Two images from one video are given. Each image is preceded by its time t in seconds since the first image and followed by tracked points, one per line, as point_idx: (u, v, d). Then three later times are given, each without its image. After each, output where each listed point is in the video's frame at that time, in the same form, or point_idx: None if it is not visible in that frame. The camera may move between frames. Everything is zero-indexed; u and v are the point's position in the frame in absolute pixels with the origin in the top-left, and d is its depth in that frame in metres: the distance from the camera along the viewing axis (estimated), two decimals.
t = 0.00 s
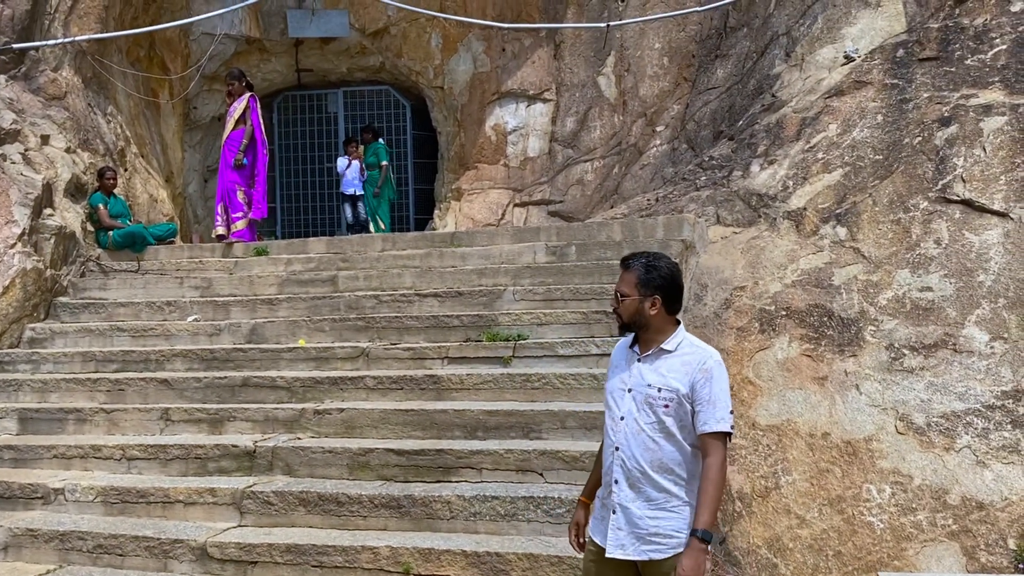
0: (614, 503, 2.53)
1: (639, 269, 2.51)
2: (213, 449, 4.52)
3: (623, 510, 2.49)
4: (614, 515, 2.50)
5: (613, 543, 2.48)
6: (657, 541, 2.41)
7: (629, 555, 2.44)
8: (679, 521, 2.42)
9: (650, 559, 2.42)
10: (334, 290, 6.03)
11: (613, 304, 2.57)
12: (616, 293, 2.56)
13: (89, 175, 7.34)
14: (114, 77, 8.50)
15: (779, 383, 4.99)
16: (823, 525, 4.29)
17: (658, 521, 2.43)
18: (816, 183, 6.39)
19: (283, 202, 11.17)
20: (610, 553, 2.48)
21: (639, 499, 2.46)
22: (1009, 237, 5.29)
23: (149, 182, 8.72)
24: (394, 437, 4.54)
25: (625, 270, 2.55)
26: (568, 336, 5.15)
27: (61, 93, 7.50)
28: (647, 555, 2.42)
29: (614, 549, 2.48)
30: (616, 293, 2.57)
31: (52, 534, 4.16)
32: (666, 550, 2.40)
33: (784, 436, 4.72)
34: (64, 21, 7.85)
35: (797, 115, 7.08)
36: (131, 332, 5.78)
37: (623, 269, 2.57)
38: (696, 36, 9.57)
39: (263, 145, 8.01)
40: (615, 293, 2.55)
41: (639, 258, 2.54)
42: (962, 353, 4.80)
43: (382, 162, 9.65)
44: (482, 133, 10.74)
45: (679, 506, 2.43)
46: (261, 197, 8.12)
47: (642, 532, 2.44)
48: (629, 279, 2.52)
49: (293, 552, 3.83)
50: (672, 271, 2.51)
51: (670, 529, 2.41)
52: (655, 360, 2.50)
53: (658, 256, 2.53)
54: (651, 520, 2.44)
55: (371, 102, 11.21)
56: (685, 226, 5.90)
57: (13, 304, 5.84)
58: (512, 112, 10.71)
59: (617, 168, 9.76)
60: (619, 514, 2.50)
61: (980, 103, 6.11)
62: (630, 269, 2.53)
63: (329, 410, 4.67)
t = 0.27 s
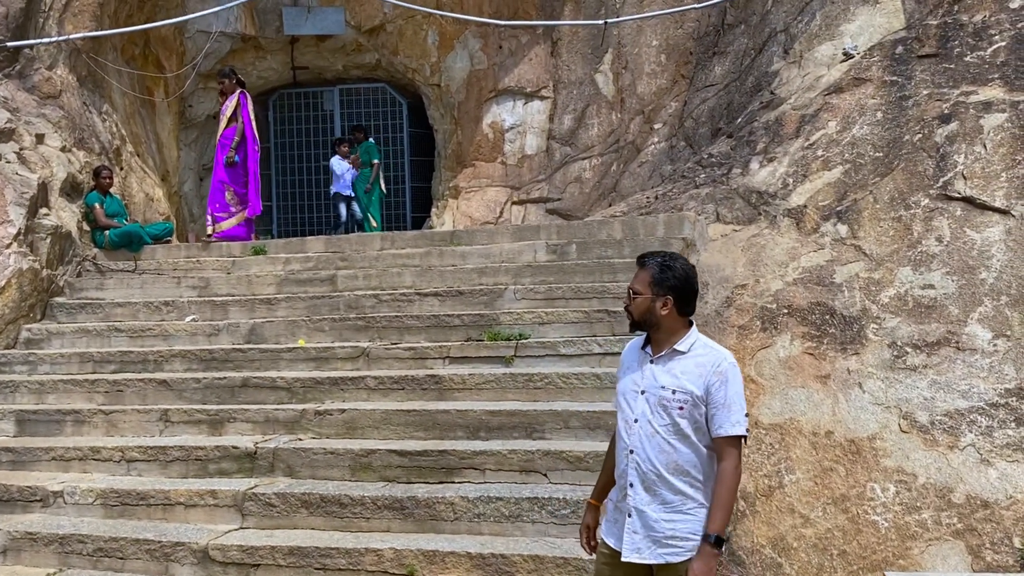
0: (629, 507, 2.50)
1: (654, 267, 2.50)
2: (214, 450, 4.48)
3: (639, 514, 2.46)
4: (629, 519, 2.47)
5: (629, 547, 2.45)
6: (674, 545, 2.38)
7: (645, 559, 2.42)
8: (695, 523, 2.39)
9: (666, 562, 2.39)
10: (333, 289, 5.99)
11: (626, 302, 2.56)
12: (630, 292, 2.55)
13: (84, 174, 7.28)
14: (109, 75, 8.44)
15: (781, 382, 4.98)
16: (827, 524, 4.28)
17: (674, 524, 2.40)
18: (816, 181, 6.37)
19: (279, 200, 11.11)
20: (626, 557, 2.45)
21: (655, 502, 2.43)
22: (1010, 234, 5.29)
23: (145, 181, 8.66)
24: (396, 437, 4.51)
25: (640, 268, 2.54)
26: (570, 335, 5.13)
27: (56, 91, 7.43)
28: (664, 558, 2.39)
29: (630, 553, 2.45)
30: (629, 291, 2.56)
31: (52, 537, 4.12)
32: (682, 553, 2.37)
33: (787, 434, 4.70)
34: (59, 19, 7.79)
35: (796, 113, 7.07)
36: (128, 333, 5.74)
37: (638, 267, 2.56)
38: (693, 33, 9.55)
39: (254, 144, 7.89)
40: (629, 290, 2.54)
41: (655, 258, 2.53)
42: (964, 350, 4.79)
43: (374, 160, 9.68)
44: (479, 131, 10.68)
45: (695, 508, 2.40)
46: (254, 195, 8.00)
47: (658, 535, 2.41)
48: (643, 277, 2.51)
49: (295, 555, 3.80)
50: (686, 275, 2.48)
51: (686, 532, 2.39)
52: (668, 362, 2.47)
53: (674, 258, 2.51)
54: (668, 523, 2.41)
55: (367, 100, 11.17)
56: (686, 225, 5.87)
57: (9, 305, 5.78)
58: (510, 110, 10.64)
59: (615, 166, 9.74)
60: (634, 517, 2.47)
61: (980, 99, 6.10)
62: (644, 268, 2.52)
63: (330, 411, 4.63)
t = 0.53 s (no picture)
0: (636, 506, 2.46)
1: (660, 263, 2.45)
2: (212, 449, 4.42)
3: (647, 514, 2.41)
4: (637, 518, 2.43)
5: (636, 547, 2.41)
6: (682, 545, 2.33)
7: (653, 560, 2.37)
8: (705, 524, 2.34)
9: (674, 563, 2.34)
10: (330, 285, 5.92)
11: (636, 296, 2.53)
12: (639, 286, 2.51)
13: (78, 169, 7.19)
14: (102, 70, 8.33)
15: (783, 377, 4.94)
16: (832, 520, 4.25)
17: (683, 524, 2.35)
18: (817, 174, 6.33)
19: (274, 195, 11.02)
20: (634, 557, 2.41)
21: (663, 502, 2.39)
22: (1013, 227, 5.26)
23: (138, 176, 8.57)
24: (396, 435, 4.46)
25: (649, 262, 2.50)
26: (570, 331, 5.08)
27: (48, 86, 7.32)
28: (672, 559, 2.35)
29: (638, 553, 2.41)
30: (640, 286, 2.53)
31: (48, 538, 4.05)
32: (690, 555, 2.32)
33: (790, 430, 4.66)
34: (50, 12, 7.67)
35: (796, 106, 7.01)
36: (124, 330, 5.66)
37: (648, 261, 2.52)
38: (691, 26, 9.49)
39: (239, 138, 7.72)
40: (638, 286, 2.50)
41: (664, 253, 2.47)
42: (968, 345, 4.76)
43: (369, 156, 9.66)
44: (476, 125, 10.55)
45: (705, 509, 2.36)
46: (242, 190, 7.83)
47: (666, 536, 2.37)
48: (650, 273, 2.47)
49: (296, 555, 3.75)
50: (694, 271, 2.42)
51: (695, 533, 2.34)
52: (677, 361, 2.42)
53: (683, 252, 2.45)
54: (676, 524, 2.36)
55: (362, 94, 11.06)
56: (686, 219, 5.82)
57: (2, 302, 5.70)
58: (506, 104, 10.51)
59: (613, 160, 9.68)
60: (642, 517, 2.42)
61: (981, 92, 6.07)
62: (652, 263, 2.47)
63: (328, 409, 4.57)
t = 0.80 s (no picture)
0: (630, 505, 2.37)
1: (656, 253, 2.35)
2: (199, 447, 4.32)
3: (638, 513, 2.32)
4: (629, 518, 2.34)
5: (627, 548, 2.32)
6: (674, 547, 2.23)
7: (644, 561, 2.27)
8: (697, 526, 2.24)
9: (666, 565, 2.24)
10: (321, 278, 5.81)
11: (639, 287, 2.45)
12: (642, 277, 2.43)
13: (63, 161, 7.04)
14: (87, 59, 8.18)
15: (781, 370, 4.86)
16: (832, 516, 4.17)
17: (674, 525, 2.25)
18: (814, 164, 6.24)
19: (264, 187, 10.90)
20: (625, 558, 2.32)
21: (654, 502, 2.29)
22: (1014, 217, 5.18)
23: (125, 168, 8.42)
24: (387, 431, 4.36)
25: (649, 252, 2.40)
26: (565, 324, 4.99)
27: (32, 76, 7.16)
28: (664, 561, 2.25)
29: (629, 554, 2.32)
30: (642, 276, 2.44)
31: (30, 539, 3.94)
32: (682, 556, 2.23)
33: (789, 424, 4.58)
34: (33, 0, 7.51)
35: (792, 94, 6.91)
36: (110, 325, 5.53)
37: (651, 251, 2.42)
38: (685, 14, 9.38)
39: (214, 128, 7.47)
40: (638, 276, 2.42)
41: (661, 244, 2.36)
42: (970, 337, 4.69)
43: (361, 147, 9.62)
44: (467, 115, 10.40)
45: (697, 510, 2.25)
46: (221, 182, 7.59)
47: (658, 537, 2.27)
48: (647, 264, 2.37)
49: (285, 556, 3.65)
50: (687, 265, 2.29)
51: (687, 534, 2.24)
52: (669, 356, 2.31)
53: (681, 244, 2.33)
54: (667, 525, 2.27)
55: (352, 84, 10.92)
56: (682, 210, 5.72)
57: None
58: (499, 93, 10.36)
59: (607, 150, 9.58)
60: (634, 517, 2.33)
61: (981, 80, 5.99)
62: (650, 253, 2.37)
63: (318, 405, 4.47)
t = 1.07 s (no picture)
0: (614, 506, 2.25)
1: (639, 242, 2.19)
2: (179, 444, 4.17)
3: (623, 515, 2.20)
4: (613, 520, 2.22)
5: (611, 551, 2.20)
6: (660, 550, 2.12)
7: (630, 565, 2.15)
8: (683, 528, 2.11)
9: (653, 569, 2.13)
10: (307, 269, 5.65)
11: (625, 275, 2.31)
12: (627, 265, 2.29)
13: (43, 150, 6.85)
14: (68, 45, 7.98)
15: (779, 362, 4.73)
16: (831, 512, 4.06)
17: (660, 527, 2.13)
18: (811, 151, 6.10)
19: (252, 177, 10.70)
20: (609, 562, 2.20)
21: (638, 503, 2.17)
22: (1017, 205, 5.06)
23: (109, 157, 8.23)
24: (374, 427, 4.23)
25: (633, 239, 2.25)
26: (557, 316, 4.86)
27: (10, 62, 6.97)
28: (650, 564, 2.13)
29: (613, 557, 2.20)
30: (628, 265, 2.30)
31: (3, 540, 3.79)
32: (669, 559, 2.11)
33: (786, 418, 4.47)
34: None
35: (788, 81, 6.78)
36: (90, 317, 5.36)
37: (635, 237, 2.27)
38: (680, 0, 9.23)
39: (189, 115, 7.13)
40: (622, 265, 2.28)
41: (645, 231, 2.20)
42: (972, 328, 4.57)
43: (349, 137, 9.32)
44: (458, 103, 10.23)
45: (682, 511, 2.12)
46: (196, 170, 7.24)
47: (644, 540, 2.15)
48: (631, 253, 2.22)
49: (267, 557, 3.52)
50: (672, 255, 2.13)
51: (674, 536, 2.12)
52: (653, 349, 2.18)
53: (666, 233, 2.17)
54: (653, 526, 2.15)
55: (341, 72, 10.71)
56: (678, 198, 5.58)
57: None
58: (490, 80, 10.21)
59: (601, 138, 9.42)
60: (618, 519, 2.21)
61: (982, 65, 5.86)
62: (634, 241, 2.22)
63: (303, 400, 4.33)
